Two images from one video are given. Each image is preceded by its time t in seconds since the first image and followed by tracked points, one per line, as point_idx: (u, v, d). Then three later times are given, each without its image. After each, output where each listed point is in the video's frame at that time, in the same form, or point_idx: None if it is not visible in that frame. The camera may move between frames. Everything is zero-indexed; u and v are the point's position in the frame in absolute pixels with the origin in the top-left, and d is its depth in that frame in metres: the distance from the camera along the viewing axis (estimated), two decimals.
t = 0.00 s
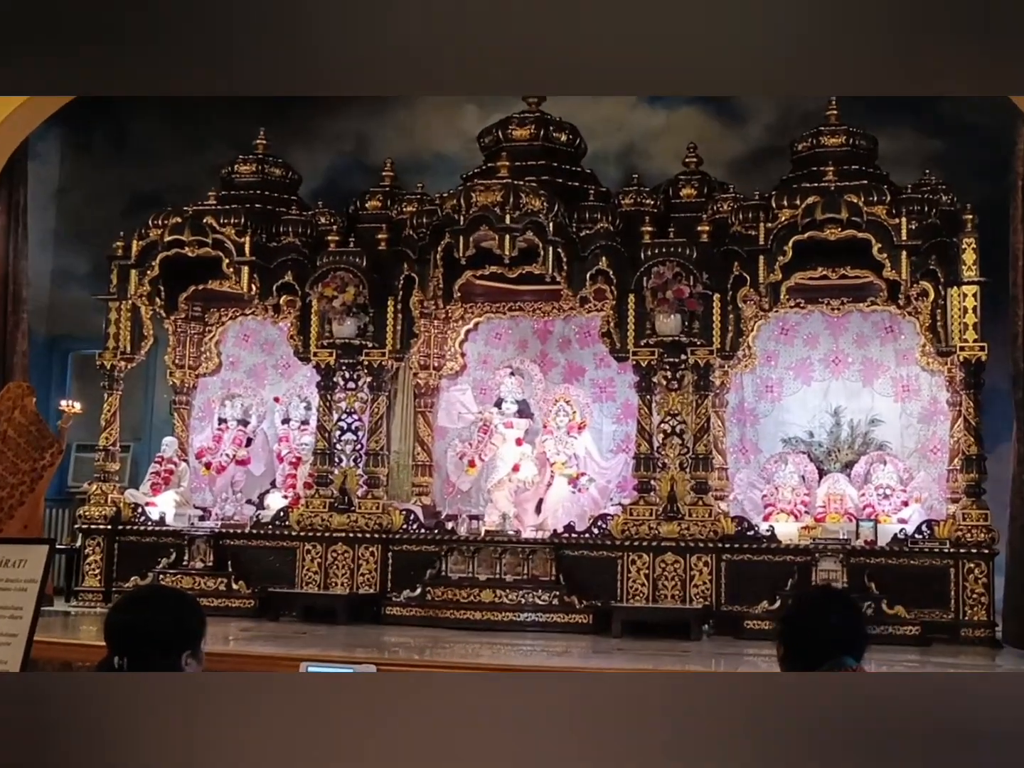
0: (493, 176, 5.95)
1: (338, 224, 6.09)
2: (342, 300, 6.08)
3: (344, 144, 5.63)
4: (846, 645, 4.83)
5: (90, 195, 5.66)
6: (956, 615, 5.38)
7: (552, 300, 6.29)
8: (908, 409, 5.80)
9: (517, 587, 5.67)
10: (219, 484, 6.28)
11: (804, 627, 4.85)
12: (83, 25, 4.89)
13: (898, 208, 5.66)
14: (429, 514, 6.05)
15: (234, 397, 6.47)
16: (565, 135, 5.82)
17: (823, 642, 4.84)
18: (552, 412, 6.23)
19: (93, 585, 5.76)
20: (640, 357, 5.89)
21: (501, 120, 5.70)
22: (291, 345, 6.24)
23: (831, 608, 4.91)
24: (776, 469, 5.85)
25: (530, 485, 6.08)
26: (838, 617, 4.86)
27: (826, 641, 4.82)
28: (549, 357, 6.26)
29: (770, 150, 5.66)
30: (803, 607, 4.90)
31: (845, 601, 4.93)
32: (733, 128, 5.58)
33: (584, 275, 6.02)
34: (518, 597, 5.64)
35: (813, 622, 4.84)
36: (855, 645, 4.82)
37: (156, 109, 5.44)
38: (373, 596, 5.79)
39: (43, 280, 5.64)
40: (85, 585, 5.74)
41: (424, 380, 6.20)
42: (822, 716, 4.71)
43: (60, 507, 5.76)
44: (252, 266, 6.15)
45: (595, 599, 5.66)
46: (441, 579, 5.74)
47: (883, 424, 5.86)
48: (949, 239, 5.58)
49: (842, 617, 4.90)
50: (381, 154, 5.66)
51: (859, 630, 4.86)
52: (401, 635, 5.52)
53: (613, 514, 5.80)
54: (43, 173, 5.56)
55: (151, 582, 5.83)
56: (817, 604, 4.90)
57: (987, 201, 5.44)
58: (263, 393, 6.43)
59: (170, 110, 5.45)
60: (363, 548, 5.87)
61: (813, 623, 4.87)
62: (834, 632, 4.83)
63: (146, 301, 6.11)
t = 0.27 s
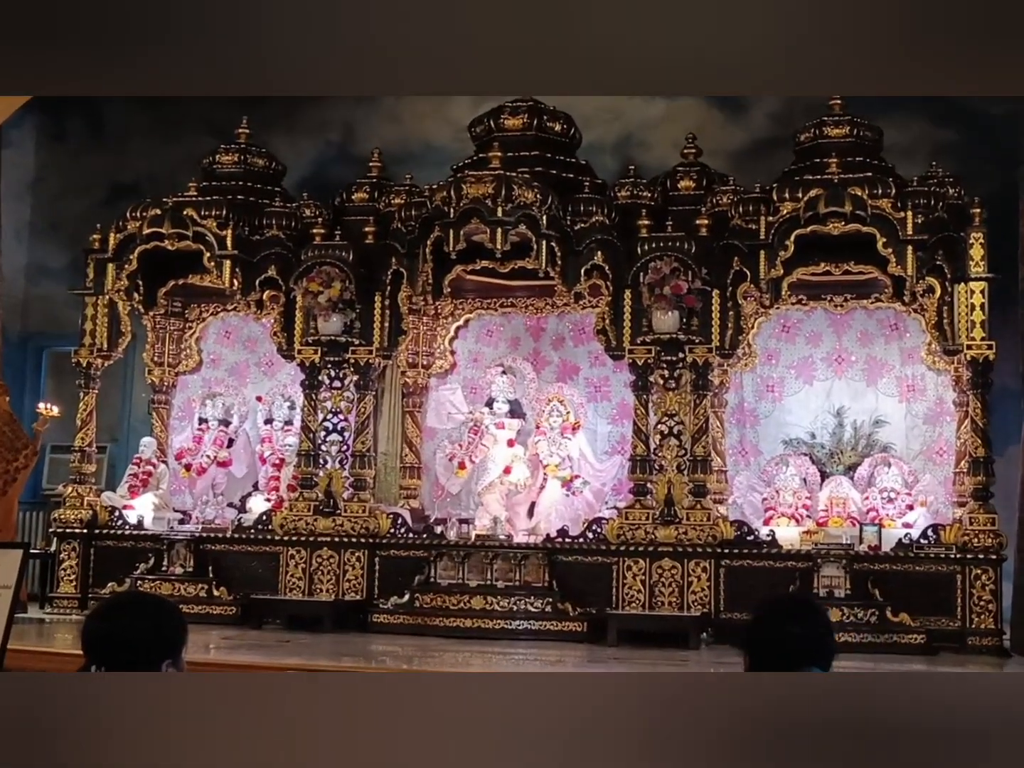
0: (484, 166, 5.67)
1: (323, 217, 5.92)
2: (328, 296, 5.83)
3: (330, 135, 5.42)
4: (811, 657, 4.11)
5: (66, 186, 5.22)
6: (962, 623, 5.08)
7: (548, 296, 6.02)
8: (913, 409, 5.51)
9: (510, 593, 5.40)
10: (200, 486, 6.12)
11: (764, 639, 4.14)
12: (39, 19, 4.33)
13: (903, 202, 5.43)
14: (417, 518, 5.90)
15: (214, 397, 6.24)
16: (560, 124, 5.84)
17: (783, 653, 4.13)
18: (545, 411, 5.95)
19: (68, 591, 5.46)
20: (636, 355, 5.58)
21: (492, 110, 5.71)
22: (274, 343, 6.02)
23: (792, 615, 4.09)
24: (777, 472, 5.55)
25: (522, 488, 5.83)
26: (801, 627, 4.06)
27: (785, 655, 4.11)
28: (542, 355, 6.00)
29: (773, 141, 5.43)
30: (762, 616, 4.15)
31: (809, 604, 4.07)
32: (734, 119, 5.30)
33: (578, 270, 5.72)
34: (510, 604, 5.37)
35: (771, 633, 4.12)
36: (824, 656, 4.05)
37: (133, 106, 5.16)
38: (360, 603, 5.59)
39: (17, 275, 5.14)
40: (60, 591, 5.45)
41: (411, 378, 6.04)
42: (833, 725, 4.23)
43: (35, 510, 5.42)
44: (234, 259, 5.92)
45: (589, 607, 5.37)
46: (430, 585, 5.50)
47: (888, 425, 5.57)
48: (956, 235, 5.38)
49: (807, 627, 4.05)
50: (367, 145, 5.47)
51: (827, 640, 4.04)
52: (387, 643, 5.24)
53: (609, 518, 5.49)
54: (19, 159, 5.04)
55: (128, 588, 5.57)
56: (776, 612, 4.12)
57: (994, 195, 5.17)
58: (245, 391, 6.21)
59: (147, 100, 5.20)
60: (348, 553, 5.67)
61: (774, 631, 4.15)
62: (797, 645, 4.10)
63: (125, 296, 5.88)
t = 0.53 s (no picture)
0: (481, 163, 5.68)
1: (320, 214, 5.87)
2: (324, 294, 5.82)
3: (325, 133, 5.41)
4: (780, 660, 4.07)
5: (61, 182, 5.20)
6: (957, 621, 5.06)
7: (544, 294, 6.01)
8: (909, 408, 5.57)
9: (506, 590, 5.41)
10: (196, 484, 6.10)
11: (731, 635, 4.08)
12: (36, 19, 4.33)
13: (900, 200, 5.44)
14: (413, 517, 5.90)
15: (210, 394, 6.23)
16: (557, 122, 5.83)
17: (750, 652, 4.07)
18: (541, 409, 5.96)
19: (64, 589, 5.46)
20: (633, 353, 5.58)
21: (489, 108, 5.71)
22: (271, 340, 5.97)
23: (762, 615, 4.09)
24: (774, 469, 5.65)
25: (518, 485, 5.81)
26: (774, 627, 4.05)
27: (752, 653, 4.06)
28: (538, 352, 6.01)
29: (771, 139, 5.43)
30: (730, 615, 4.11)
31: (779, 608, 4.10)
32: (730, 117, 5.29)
33: (575, 268, 5.70)
34: (506, 601, 5.38)
35: (741, 630, 4.07)
36: (792, 656, 4.03)
37: (128, 102, 5.13)
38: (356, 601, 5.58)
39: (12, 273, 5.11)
40: (56, 589, 5.45)
41: (408, 376, 6.00)
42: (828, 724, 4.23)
43: (31, 508, 5.50)
44: (231, 256, 5.89)
45: (586, 605, 5.37)
46: (426, 583, 5.50)
47: (884, 423, 5.63)
48: (953, 233, 5.38)
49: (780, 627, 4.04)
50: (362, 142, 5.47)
51: (795, 640, 4.06)
52: (383, 640, 5.23)
53: (605, 516, 5.48)
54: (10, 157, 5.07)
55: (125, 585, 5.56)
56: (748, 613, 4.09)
57: (991, 194, 5.15)
58: (241, 389, 6.20)
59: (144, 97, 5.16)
60: (345, 550, 5.66)
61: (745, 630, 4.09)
62: (765, 645, 4.06)
63: (120, 293, 5.88)
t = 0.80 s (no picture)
0: (488, 162, 5.69)
1: (328, 214, 5.90)
2: (332, 293, 5.84)
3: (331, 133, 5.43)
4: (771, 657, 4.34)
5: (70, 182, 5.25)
6: (967, 618, 5.07)
7: (553, 292, 6.00)
8: (918, 404, 5.56)
9: (515, 588, 5.41)
10: (205, 483, 6.12)
11: (725, 633, 4.47)
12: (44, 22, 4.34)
13: (907, 196, 5.42)
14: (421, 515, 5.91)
15: (219, 394, 6.23)
16: (563, 121, 5.84)
17: (746, 651, 4.40)
18: (549, 407, 5.95)
19: (74, 589, 5.50)
20: (640, 351, 5.58)
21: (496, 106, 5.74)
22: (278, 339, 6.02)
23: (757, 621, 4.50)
24: (782, 467, 5.67)
25: (527, 484, 5.82)
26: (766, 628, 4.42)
27: (754, 651, 4.35)
28: (545, 350, 6.01)
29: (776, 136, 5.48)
30: (728, 616, 4.51)
31: (773, 615, 4.54)
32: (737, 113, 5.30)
33: (582, 266, 5.70)
34: (515, 600, 5.37)
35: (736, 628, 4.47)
36: (786, 656, 4.32)
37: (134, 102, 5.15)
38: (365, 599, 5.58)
39: (21, 271, 5.16)
40: (66, 589, 5.49)
41: (416, 375, 5.95)
42: (835, 723, 4.23)
43: (40, 507, 5.46)
44: (238, 256, 5.92)
45: (594, 604, 5.35)
46: (435, 581, 5.50)
47: (892, 420, 5.65)
48: (960, 229, 5.35)
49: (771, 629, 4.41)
50: (370, 140, 5.51)
51: (788, 641, 4.40)
52: (391, 639, 5.23)
53: (614, 514, 5.47)
54: (19, 162, 5.14)
55: (136, 585, 5.56)
56: (742, 615, 4.51)
57: (998, 190, 5.16)
58: (250, 388, 6.22)
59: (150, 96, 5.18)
60: (353, 549, 5.66)
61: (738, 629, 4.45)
62: (764, 645, 4.38)
63: (129, 293, 5.87)
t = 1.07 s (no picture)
0: (501, 161, 5.65)
1: (341, 213, 5.88)
2: (346, 293, 5.81)
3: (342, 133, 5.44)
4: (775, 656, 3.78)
5: (85, 185, 5.30)
6: (982, 615, 5.06)
7: (565, 291, 6.04)
8: (932, 402, 5.58)
9: (529, 588, 5.40)
10: (220, 483, 6.11)
11: (733, 632, 3.79)
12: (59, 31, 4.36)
13: (921, 194, 5.37)
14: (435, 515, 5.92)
15: (233, 394, 6.24)
16: (575, 119, 5.84)
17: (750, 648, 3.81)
18: (563, 406, 5.99)
19: (90, 589, 5.57)
20: (653, 349, 5.54)
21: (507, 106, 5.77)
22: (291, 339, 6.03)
23: (766, 616, 3.75)
24: (796, 465, 5.67)
25: (540, 483, 5.81)
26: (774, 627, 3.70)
27: (755, 652, 3.77)
28: (558, 349, 6.06)
29: (788, 135, 5.60)
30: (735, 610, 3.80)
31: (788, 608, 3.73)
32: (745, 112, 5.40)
33: (595, 264, 5.65)
34: (529, 598, 5.37)
35: (742, 628, 3.77)
36: (793, 655, 3.76)
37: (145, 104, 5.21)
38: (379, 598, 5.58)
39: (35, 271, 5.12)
40: (82, 589, 5.56)
41: (429, 375, 5.97)
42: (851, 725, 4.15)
43: (56, 508, 5.67)
44: (251, 256, 5.89)
45: (609, 600, 5.38)
46: (449, 581, 5.49)
47: (906, 418, 5.66)
48: (974, 227, 5.31)
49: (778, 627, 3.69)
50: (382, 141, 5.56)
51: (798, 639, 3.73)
52: (405, 639, 5.23)
53: (628, 514, 5.48)
54: (35, 163, 5.06)
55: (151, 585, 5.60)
56: (750, 612, 3.78)
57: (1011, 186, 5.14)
58: (264, 389, 6.23)
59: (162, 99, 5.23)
60: (367, 549, 5.64)
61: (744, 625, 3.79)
62: (766, 643, 3.75)
63: (143, 294, 5.90)
